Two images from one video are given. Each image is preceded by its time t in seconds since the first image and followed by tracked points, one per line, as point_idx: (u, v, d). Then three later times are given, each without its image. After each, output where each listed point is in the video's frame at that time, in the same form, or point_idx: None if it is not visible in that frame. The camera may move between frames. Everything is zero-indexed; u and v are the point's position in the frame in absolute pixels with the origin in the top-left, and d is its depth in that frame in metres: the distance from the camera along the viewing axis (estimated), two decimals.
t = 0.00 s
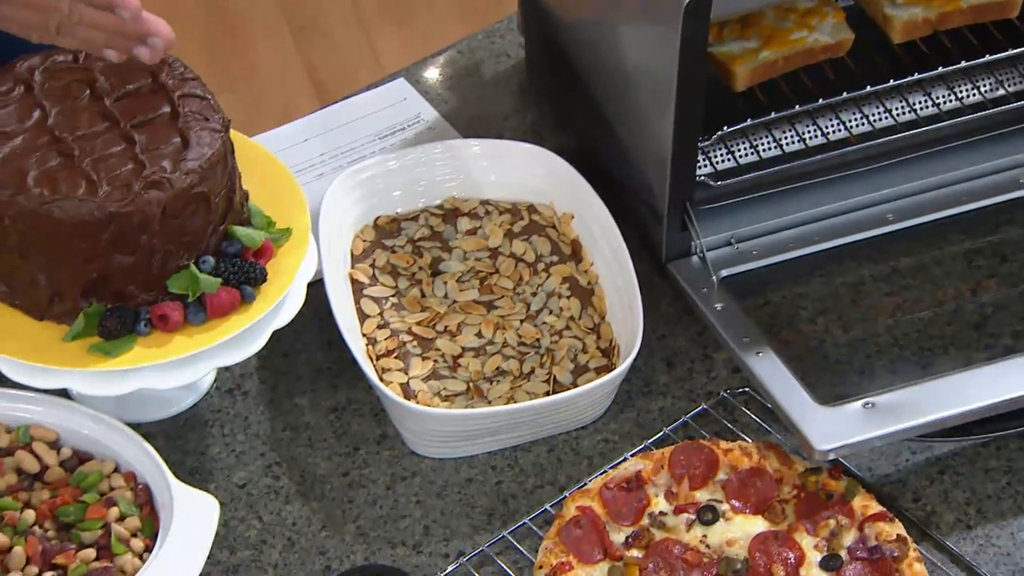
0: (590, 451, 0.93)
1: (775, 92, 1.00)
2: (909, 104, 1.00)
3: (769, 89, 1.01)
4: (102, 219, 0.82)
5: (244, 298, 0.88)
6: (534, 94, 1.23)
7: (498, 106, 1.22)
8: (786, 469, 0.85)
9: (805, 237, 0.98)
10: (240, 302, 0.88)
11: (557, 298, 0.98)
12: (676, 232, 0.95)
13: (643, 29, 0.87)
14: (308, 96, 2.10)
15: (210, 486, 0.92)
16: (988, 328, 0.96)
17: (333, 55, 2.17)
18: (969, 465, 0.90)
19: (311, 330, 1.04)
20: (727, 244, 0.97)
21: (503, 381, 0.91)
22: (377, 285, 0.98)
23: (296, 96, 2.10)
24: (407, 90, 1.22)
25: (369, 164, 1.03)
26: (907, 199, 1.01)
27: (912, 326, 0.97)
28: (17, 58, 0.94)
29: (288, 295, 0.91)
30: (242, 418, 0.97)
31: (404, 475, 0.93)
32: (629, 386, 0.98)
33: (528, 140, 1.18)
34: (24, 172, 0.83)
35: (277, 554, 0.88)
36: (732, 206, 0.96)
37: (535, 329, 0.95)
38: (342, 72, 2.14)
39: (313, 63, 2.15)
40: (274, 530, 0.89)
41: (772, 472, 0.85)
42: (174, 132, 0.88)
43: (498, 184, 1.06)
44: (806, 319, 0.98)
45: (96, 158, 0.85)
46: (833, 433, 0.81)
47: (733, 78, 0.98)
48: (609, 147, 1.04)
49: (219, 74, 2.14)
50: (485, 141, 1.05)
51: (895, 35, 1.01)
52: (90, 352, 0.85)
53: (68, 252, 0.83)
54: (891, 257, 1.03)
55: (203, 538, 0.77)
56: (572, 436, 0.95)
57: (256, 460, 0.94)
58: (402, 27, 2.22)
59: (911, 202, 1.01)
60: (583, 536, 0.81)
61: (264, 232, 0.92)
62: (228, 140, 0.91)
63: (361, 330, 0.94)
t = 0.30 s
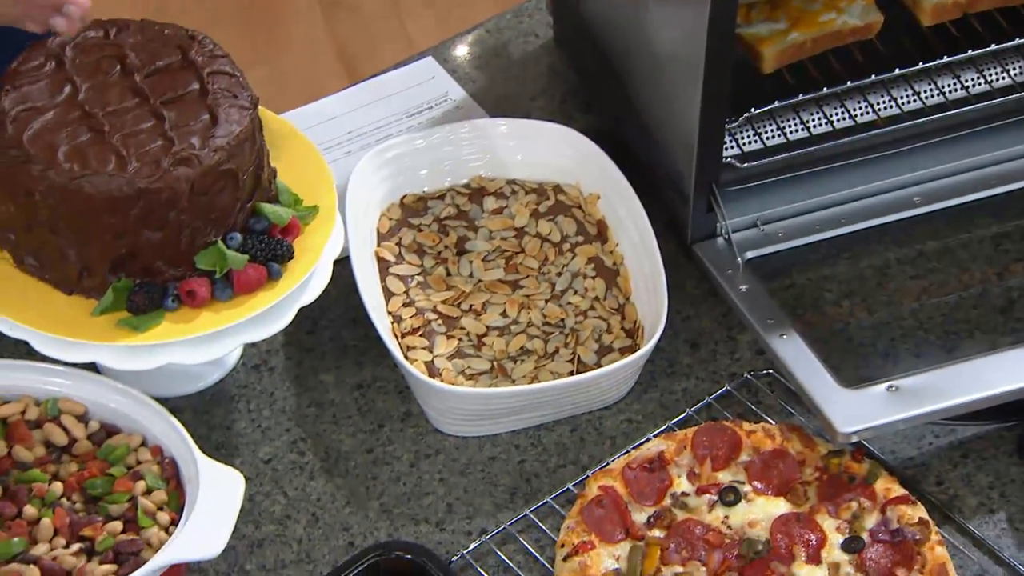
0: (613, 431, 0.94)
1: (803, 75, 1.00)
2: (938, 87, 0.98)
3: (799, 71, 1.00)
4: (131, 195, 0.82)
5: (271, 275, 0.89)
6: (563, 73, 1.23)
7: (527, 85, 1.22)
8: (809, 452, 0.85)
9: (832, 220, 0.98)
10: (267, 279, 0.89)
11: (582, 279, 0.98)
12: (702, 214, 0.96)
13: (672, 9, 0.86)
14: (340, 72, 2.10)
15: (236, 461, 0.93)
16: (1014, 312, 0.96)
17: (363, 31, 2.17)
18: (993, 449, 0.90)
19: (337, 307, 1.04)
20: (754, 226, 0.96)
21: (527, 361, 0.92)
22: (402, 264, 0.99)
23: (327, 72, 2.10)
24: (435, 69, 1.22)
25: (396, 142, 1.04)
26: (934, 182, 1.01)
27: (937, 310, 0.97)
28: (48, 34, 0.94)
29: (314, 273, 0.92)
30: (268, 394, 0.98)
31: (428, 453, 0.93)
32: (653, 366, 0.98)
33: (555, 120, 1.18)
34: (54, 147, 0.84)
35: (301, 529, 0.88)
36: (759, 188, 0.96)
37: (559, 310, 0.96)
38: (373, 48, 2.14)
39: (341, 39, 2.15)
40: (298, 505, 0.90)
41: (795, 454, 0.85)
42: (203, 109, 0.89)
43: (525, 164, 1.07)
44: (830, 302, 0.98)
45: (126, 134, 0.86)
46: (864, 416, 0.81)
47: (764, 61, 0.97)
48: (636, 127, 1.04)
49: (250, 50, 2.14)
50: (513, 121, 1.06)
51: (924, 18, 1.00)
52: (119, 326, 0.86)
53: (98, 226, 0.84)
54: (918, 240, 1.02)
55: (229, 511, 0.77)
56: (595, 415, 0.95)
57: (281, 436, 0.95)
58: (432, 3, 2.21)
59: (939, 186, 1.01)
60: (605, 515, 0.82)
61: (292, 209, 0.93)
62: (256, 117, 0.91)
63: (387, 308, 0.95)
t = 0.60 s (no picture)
0: (636, 410, 0.94)
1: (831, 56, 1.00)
2: (966, 69, 0.98)
3: (826, 51, 0.99)
4: (159, 169, 0.83)
5: (297, 251, 0.89)
6: (592, 52, 1.23)
7: (554, 63, 1.22)
8: (831, 432, 0.85)
9: (857, 200, 0.98)
10: (293, 254, 0.90)
11: (607, 258, 0.99)
12: (727, 193, 0.95)
13: None
14: (369, 48, 2.10)
15: (261, 435, 0.94)
16: None
17: (393, 7, 2.17)
18: (1016, 432, 0.90)
19: (363, 283, 1.05)
20: (779, 206, 0.96)
21: (551, 338, 0.93)
22: (428, 241, 0.99)
23: (357, 48, 2.10)
24: (464, 46, 1.22)
25: (422, 120, 1.04)
26: (964, 162, 1.00)
27: (962, 292, 0.96)
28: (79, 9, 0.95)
29: (340, 249, 0.93)
30: (294, 368, 0.98)
31: (451, 429, 0.94)
32: (675, 346, 0.98)
33: (581, 98, 1.18)
34: (85, 122, 0.84)
35: (325, 503, 0.89)
36: (785, 169, 0.96)
37: (583, 288, 0.97)
38: (402, 24, 2.14)
39: (369, 14, 2.15)
40: (322, 479, 0.91)
41: (817, 435, 0.85)
42: (232, 85, 0.89)
43: (551, 142, 1.07)
44: (856, 282, 0.98)
45: (155, 109, 0.86)
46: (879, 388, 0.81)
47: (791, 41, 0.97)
48: (664, 107, 1.04)
49: (279, 25, 2.15)
50: (540, 100, 1.06)
51: None
52: (146, 301, 0.86)
53: (127, 200, 0.85)
54: (944, 222, 1.02)
55: (253, 484, 0.78)
56: (618, 394, 0.96)
57: (306, 411, 0.95)
58: None
59: (967, 166, 1.00)
60: (626, 493, 0.82)
61: (319, 185, 0.93)
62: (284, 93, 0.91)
63: (412, 285, 0.95)
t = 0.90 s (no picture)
0: (658, 391, 0.95)
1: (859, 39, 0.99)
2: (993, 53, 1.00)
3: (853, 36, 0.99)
4: (186, 147, 0.84)
5: (323, 230, 0.90)
6: (620, 33, 1.23)
7: (581, 44, 1.22)
8: (852, 416, 0.85)
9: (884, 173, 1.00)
10: (319, 233, 0.90)
11: (630, 240, 0.99)
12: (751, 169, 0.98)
13: None
14: (397, 27, 2.10)
15: (285, 411, 0.95)
16: None
17: None
18: None
19: (388, 262, 1.06)
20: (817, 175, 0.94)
21: (574, 319, 0.94)
22: (452, 221, 1.00)
23: (384, 27, 2.10)
24: (491, 26, 1.22)
25: (449, 99, 1.04)
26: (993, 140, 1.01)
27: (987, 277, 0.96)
28: None
29: (365, 228, 0.93)
30: (318, 346, 0.99)
31: (474, 408, 0.95)
32: (697, 329, 0.99)
33: (608, 79, 1.19)
34: (114, 99, 0.85)
35: (348, 479, 0.90)
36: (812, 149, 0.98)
37: (606, 269, 0.97)
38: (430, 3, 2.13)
39: None
40: (346, 456, 0.92)
41: (838, 418, 0.84)
42: (260, 64, 0.90)
43: (577, 123, 1.08)
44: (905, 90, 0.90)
45: (183, 87, 0.87)
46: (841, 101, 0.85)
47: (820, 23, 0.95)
48: (696, 91, 1.05)
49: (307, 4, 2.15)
50: (567, 81, 1.07)
51: None
52: (173, 277, 0.87)
53: (155, 178, 0.86)
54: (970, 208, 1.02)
55: (277, 460, 0.79)
56: (640, 374, 0.96)
57: (330, 387, 0.96)
58: None
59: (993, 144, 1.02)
60: (647, 474, 0.82)
61: (345, 164, 0.94)
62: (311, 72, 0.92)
63: (436, 265, 0.96)
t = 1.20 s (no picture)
0: (685, 379, 0.95)
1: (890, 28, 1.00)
2: (1008, 52, 1.05)
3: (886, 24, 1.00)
4: (220, 131, 0.85)
5: (354, 214, 0.91)
6: (652, 21, 1.23)
7: (614, 31, 1.22)
8: (879, 407, 0.85)
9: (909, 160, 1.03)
10: (350, 218, 0.91)
11: (660, 228, 1.00)
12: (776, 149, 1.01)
13: None
14: (431, 12, 2.10)
15: (315, 393, 0.96)
16: None
17: None
18: None
19: (418, 248, 1.07)
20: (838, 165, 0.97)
21: (602, 307, 0.94)
22: (483, 207, 1.01)
23: (419, 12, 2.10)
24: (524, 12, 1.22)
25: (481, 87, 1.05)
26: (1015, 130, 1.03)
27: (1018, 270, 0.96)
28: None
29: (396, 213, 0.94)
30: (348, 329, 1.00)
31: (502, 394, 0.95)
32: (726, 318, 0.99)
33: (640, 67, 1.19)
34: (150, 82, 0.86)
35: (376, 462, 0.91)
36: (845, 138, 1.02)
37: (636, 257, 0.98)
38: None
39: None
40: (374, 439, 0.93)
41: (865, 409, 0.85)
42: (294, 49, 0.90)
43: (609, 111, 1.08)
44: None
45: (218, 71, 0.88)
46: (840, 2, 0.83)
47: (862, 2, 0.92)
48: (730, 82, 1.07)
49: None
50: (599, 69, 1.07)
51: None
52: (205, 259, 0.88)
53: (189, 161, 0.87)
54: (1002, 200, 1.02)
55: (307, 441, 0.80)
56: (668, 362, 0.96)
57: (359, 371, 0.97)
58: None
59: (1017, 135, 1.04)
60: (673, 462, 0.83)
61: (377, 149, 0.95)
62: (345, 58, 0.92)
63: (466, 251, 0.97)
